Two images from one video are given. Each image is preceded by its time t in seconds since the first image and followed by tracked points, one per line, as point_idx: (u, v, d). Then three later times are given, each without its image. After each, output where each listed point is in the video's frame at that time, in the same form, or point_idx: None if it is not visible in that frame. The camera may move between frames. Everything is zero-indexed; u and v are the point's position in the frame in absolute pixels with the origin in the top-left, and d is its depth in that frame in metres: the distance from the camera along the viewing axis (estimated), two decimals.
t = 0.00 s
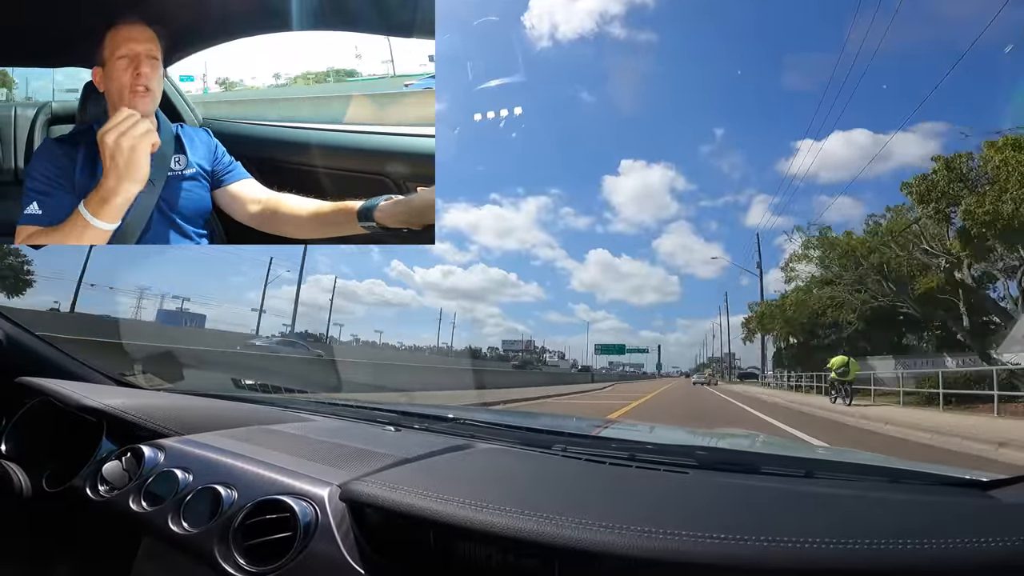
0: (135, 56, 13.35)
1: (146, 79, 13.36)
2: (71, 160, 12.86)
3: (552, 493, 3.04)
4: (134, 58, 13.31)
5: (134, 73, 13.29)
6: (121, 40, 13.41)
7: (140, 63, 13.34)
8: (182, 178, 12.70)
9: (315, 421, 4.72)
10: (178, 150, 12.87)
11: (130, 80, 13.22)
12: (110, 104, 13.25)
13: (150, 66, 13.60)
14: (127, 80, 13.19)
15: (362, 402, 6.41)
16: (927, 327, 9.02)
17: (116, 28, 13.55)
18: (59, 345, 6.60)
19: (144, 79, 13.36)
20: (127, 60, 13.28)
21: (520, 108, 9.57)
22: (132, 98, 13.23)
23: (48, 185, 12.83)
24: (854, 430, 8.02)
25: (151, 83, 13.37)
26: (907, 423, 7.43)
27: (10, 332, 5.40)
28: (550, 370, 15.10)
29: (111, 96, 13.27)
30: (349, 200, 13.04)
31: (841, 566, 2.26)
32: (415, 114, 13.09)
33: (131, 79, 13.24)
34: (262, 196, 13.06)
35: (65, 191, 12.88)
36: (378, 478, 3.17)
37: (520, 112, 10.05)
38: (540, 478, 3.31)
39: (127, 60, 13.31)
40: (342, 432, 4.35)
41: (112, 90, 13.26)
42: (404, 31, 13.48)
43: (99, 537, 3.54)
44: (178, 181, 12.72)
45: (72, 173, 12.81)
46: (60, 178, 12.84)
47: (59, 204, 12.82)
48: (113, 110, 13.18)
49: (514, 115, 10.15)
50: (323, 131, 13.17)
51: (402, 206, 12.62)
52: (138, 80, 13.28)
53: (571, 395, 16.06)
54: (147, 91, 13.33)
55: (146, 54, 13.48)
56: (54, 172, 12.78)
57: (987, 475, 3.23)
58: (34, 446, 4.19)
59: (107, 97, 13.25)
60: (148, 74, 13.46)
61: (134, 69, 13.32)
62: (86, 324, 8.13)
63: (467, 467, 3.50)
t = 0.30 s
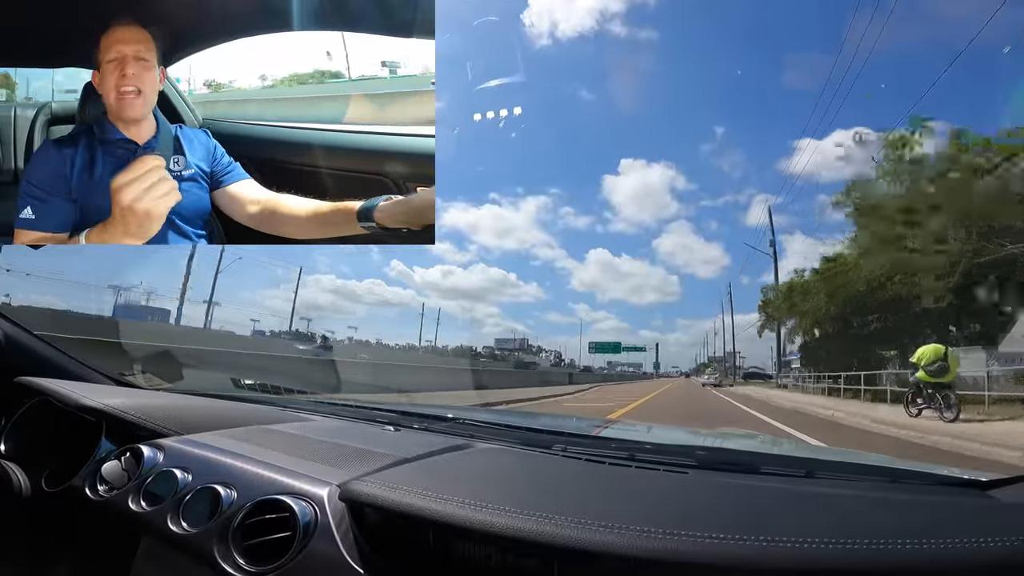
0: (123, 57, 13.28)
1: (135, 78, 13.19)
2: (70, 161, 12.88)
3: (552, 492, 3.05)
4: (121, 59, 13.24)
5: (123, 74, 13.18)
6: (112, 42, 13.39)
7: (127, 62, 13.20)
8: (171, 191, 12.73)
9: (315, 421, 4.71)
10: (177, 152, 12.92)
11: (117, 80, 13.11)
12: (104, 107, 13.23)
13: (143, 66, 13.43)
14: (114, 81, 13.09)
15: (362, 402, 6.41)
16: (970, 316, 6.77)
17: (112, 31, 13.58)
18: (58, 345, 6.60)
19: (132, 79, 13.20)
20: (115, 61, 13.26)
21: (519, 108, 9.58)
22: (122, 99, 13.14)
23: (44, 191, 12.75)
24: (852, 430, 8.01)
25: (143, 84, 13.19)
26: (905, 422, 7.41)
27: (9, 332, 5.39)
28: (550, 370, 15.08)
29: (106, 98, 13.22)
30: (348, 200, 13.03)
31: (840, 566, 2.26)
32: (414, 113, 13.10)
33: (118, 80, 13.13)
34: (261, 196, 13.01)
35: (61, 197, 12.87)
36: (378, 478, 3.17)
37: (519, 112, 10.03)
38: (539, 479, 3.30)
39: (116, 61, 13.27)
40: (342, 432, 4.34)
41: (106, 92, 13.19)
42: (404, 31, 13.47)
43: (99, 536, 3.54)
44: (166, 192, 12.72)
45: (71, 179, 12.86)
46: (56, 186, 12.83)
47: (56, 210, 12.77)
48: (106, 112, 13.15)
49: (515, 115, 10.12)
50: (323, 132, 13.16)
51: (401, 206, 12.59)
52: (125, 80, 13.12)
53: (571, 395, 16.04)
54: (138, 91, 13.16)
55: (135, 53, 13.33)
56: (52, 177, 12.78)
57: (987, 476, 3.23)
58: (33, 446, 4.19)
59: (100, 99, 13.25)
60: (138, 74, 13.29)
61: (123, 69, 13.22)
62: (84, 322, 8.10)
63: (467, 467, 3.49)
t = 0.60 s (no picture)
0: (136, 58, 13.40)
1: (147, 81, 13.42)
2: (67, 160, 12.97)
3: (551, 492, 3.05)
4: (134, 60, 13.37)
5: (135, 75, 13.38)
6: (122, 41, 13.40)
7: (140, 65, 13.42)
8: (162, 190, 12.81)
9: (315, 421, 4.71)
10: (179, 151, 12.90)
11: (130, 82, 13.30)
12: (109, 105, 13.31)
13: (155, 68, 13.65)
14: (126, 82, 13.27)
15: (361, 401, 6.41)
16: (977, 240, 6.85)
17: (117, 29, 13.55)
18: (58, 345, 6.61)
19: (145, 82, 13.45)
20: (127, 61, 13.36)
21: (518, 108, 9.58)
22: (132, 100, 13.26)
23: (42, 188, 12.87)
24: (851, 430, 8.02)
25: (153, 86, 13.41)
26: (903, 422, 7.43)
27: (9, 332, 5.37)
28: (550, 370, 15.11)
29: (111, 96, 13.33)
30: (349, 200, 13.02)
31: (840, 566, 2.26)
32: (415, 113, 13.09)
33: (130, 81, 13.33)
34: (263, 197, 13.01)
35: (58, 194, 12.92)
36: (377, 478, 3.17)
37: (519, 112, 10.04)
38: (539, 479, 3.30)
39: (129, 61, 13.37)
40: (342, 432, 4.34)
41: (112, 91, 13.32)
42: (404, 31, 13.46)
43: (99, 537, 3.53)
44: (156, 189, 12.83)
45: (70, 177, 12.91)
46: (54, 183, 12.88)
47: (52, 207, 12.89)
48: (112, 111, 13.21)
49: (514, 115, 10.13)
50: (323, 131, 13.14)
51: (402, 206, 12.58)
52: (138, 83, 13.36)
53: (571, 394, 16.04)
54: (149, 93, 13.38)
55: (148, 56, 13.53)
56: (51, 175, 12.86)
57: (987, 476, 3.24)
58: (33, 446, 4.19)
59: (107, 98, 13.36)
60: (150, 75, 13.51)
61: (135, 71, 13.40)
62: (83, 322, 8.11)
63: (466, 467, 3.49)
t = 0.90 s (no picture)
0: (136, 58, 13.31)
1: (147, 80, 13.38)
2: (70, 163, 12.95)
3: (551, 492, 3.05)
4: (134, 59, 13.27)
5: (133, 74, 13.30)
6: (122, 41, 13.35)
7: (140, 64, 13.33)
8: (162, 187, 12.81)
9: (315, 421, 4.72)
10: (179, 151, 12.90)
11: (130, 82, 13.22)
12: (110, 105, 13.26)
13: (152, 67, 13.60)
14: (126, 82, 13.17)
15: (361, 402, 6.41)
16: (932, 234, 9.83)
17: (117, 29, 13.56)
18: (58, 345, 6.63)
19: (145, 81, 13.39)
20: (127, 61, 13.24)
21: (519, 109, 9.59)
22: (133, 100, 13.23)
23: (42, 188, 12.86)
24: (851, 430, 8.03)
25: (152, 86, 13.40)
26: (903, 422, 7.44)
27: (9, 331, 5.40)
28: (550, 370, 15.10)
29: (110, 97, 13.26)
30: (349, 199, 13.01)
31: (840, 566, 2.26)
32: (415, 113, 13.09)
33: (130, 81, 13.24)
34: (263, 196, 13.04)
35: (59, 193, 12.91)
36: (377, 477, 3.17)
37: (519, 112, 10.06)
38: (539, 479, 3.30)
39: (128, 61, 13.26)
40: (342, 432, 4.35)
41: (111, 91, 13.24)
42: (404, 32, 13.48)
43: (99, 537, 3.53)
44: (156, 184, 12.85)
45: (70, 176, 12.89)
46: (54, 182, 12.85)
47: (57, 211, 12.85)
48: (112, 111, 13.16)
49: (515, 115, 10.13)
50: (323, 131, 13.15)
51: (403, 205, 12.58)
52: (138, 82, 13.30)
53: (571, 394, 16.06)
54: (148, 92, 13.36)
55: (147, 56, 13.45)
56: (51, 174, 12.82)
57: (987, 476, 3.24)
58: (33, 446, 4.19)
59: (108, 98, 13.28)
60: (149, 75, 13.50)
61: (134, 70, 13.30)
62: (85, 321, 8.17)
63: (466, 467, 3.50)
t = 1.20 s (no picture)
0: (134, 58, 13.32)
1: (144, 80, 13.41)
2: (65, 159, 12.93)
3: (551, 492, 3.05)
4: (131, 60, 13.28)
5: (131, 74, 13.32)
6: (122, 42, 13.39)
7: (137, 65, 13.31)
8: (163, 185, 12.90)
9: (315, 422, 4.71)
10: (177, 152, 12.94)
11: (127, 82, 13.24)
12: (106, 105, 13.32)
13: (150, 69, 13.59)
14: (123, 82, 13.20)
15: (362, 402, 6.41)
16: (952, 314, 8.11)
17: (117, 29, 13.56)
18: (58, 345, 6.64)
19: (143, 82, 13.41)
20: (125, 61, 13.26)
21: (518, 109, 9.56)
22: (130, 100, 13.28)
23: (42, 187, 12.90)
24: (850, 430, 8.02)
25: (150, 87, 13.45)
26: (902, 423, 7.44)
27: (8, 331, 5.42)
28: (550, 371, 15.08)
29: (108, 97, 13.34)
30: (347, 200, 12.96)
31: (840, 566, 2.26)
32: (415, 113, 13.07)
33: (127, 81, 13.27)
34: (261, 196, 13.02)
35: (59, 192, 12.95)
36: (377, 478, 3.17)
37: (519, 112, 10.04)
38: (538, 479, 3.30)
39: (126, 61, 13.29)
40: (342, 432, 4.35)
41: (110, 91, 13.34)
42: (404, 31, 13.46)
43: (99, 537, 3.53)
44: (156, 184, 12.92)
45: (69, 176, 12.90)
46: (54, 182, 12.89)
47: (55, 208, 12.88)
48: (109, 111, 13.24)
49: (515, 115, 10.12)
50: (322, 131, 13.14)
51: (402, 206, 12.56)
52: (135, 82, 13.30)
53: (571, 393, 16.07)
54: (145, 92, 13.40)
55: (145, 57, 13.44)
56: (51, 174, 12.85)
57: (986, 476, 3.24)
58: (33, 446, 4.19)
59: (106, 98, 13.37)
60: (146, 76, 13.49)
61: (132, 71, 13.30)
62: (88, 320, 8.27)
63: (466, 467, 3.50)
